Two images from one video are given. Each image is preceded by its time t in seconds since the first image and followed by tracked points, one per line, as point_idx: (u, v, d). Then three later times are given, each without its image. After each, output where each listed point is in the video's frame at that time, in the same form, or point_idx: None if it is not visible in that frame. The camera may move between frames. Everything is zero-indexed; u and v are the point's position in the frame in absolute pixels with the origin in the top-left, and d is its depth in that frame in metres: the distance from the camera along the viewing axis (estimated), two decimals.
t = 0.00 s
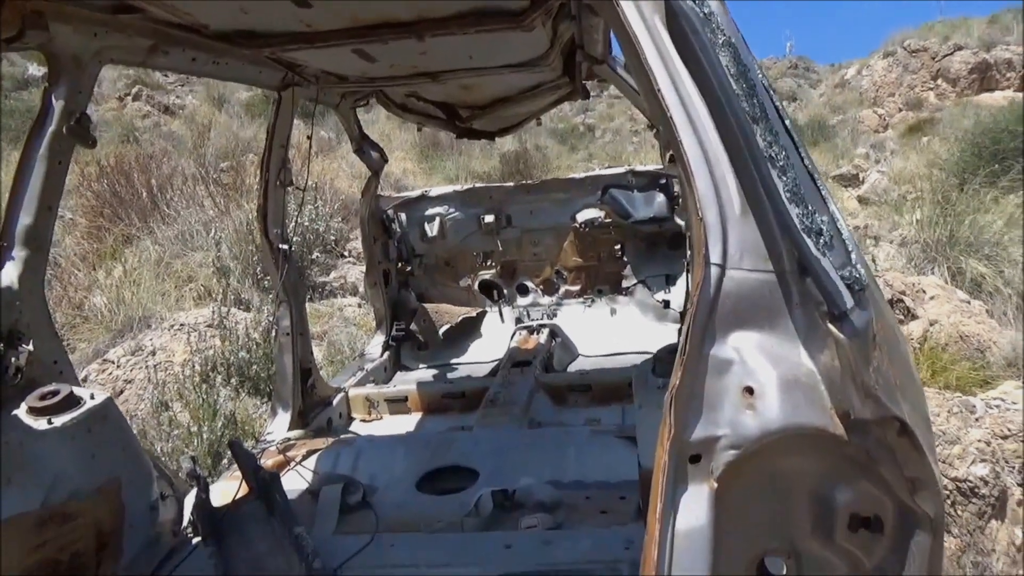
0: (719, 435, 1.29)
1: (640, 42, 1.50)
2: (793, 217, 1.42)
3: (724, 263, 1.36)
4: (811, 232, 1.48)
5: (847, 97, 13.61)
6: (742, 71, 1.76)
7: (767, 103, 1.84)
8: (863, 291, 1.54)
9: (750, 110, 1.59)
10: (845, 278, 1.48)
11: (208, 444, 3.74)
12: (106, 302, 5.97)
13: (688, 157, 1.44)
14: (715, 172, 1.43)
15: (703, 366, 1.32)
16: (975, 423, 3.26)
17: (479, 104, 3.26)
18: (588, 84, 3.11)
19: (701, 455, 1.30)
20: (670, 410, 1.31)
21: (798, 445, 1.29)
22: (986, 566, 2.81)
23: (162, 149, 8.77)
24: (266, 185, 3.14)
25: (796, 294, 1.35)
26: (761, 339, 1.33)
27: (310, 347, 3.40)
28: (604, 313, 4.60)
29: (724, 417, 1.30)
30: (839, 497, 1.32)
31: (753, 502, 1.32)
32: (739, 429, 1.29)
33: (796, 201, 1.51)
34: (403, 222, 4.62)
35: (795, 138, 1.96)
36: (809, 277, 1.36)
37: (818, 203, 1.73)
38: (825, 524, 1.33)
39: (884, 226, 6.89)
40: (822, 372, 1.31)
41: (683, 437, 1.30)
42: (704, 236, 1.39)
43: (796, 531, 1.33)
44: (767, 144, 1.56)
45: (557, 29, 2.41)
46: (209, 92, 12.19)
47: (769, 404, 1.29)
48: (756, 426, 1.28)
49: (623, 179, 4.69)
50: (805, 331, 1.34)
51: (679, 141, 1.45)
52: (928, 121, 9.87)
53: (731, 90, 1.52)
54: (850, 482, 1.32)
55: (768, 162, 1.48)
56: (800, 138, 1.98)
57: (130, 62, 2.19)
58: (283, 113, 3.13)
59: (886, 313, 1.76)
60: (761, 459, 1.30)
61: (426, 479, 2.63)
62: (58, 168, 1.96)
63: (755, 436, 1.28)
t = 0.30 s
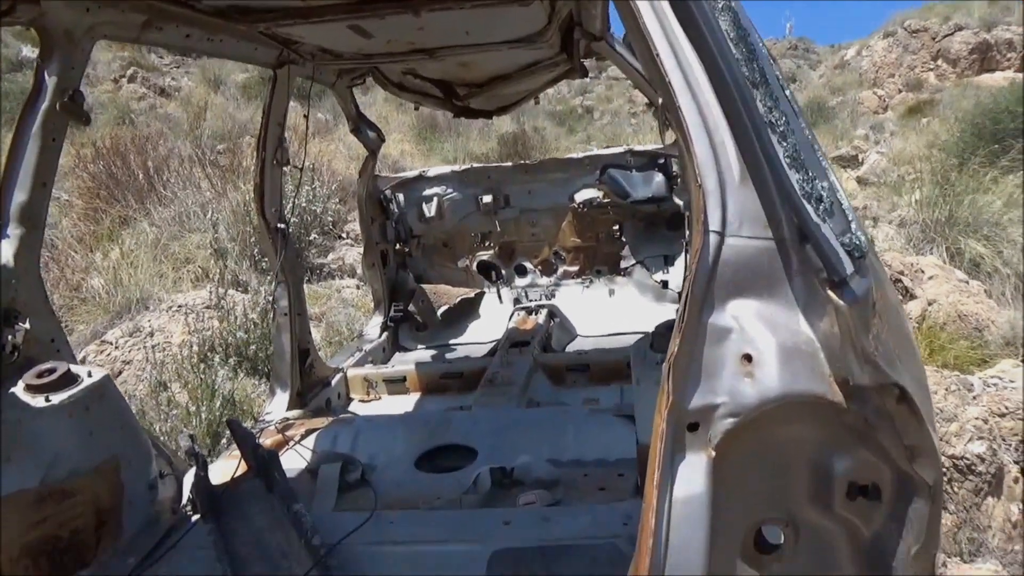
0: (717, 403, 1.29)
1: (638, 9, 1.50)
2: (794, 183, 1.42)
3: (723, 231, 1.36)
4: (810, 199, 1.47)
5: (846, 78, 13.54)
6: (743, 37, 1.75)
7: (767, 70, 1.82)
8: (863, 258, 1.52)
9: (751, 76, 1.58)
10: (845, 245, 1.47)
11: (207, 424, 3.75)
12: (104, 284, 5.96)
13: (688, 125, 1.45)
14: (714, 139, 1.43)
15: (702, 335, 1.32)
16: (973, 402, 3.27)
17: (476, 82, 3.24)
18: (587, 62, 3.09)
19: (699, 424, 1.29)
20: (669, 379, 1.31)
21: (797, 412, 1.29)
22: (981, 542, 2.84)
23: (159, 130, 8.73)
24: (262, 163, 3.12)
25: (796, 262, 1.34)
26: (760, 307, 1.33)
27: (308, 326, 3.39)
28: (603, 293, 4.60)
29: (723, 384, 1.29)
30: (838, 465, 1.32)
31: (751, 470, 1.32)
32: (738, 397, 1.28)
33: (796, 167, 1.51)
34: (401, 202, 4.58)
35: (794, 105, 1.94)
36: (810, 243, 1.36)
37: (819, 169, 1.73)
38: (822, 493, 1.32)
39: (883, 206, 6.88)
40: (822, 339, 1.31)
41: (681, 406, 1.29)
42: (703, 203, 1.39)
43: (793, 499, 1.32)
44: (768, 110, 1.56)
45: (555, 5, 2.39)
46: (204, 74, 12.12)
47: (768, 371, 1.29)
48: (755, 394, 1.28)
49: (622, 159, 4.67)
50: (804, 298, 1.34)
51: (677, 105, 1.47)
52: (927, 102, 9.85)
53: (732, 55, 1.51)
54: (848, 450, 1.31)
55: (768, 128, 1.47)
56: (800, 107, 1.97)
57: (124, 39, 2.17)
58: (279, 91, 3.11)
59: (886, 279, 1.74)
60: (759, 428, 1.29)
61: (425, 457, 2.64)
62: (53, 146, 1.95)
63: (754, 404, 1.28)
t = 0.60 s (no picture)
0: (717, 379, 1.29)
1: None
2: (795, 157, 1.41)
3: (723, 206, 1.35)
4: (812, 172, 1.46)
5: (847, 63, 13.47)
6: (745, 9, 1.74)
7: (770, 43, 1.81)
8: (865, 233, 1.52)
9: (752, 50, 1.57)
10: (847, 220, 1.46)
11: (207, 408, 3.76)
12: (103, 270, 5.96)
13: (689, 100, 1.44)
14: (715, 114, 1.42)
15: (702, 311, 1.32)
16: (972, 385, 3.28)
17: (474, 65, 3.23)
18: (586, 45, 3.08)
19: (699, 399, 1.30)
20: (669, 355, 1.31)
21: (797, 388, 1.29)
22: (979, 524, 2.86)
23: (157, 115, 8.70)
24: (261, 147, 3.11)
25: (797, 238, 1.34)
26: (761, 282, 1.33)
27: (308, 310, 3.39)
28: (603, 278, 4.60)
29: (723, 360, 1.30)
30: (838, 441, 1.32)
31: (752, 446, 1.32)
32: (738, 372, 1.28)
33: (797, 141, 1.50)
34: (400, 186, 4.54)
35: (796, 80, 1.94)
36: (811, 218, 1.35)
37: (820, 143, 1.72)
38: (823, 469, 1.33)
39: (883, 191, 6.86)
40: (823, 315, 1.31)
41: (681, 381, 1.30)
42: (704, 179, 1.39)
43: (793, 475, 1.33)
44: (770, 84, 1.55)
45: None
46: (202, 59, 12.06)
47: (768, 346, 1.29)
48: (755, 369, 1.28)
49: (621, 143, 4.66)
50: (805, 274, 1.34)
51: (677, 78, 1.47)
52: (928, 88, 9.82)
53: (733, 28, 1.50)
54: (848, 425, 1.32)
55: (770, 102, 1.46)
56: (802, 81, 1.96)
57: (121, 20, 2.15)
58: (276, 75, 3.09)
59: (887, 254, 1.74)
60: (759, 403, 1.30)
61: (425, 439, 2.65)
62: (49, 128, 1.95)
63: (754, 380, 1.28)
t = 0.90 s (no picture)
0: (721, 353, 1.28)
1: None
2: (802, 130, 1.40)
3: (729, 179, 1.35)
4: (818, 145, 1.46)
5: (849, 47, 13.39)
6: None
7: (776, 14, 1.80)
8: (871, 207, 1.51)
9: (759, 21, 1.55)
10: (854, 192, 1.47)
11: (208, 390, 3.76)
12: (103, 253, 5.95)
13: (694, 72, 1.43)
14: (721, 86, 1.41)
15: (706, 285, 1.31)
16: (972, 366, 3.29)
17: (475, 46, 3.21)
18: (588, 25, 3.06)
19: (703, 373, 1.29)
20: (674, 328, 1.30)
21: (803, 363, 1.28)
22: (979, 505, 2.88)
23: (154, 99, 8.67)
24: (260, 129, 3.09)
25: (802, 212, 1.34)
26: (765, 257, 1.32)
27: (308, 293, 3.38)
28: (604, 262, 4.59)
29: (728, 334, 1.29)
30: (842, 416, 1.32)
31: (756, 422, 1.31)
32: (743, 346, 1.28)
33: (803, 113, 1.49)
34: (400, 170, 4.52)
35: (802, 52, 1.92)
36: (818, 191, 1.35)
37: (827, 116, 1.72)
38: (826, 444, 1.32)
39: (884, 175, 6.85)
40: (828, 290, 1.30)
41: (686, 355, 1.29)
42: (709, 153, 1.38)
43: (797, 451, 1.32)
44: (776, 56, 1.53)
45: None
46: (200, 42, 11.99)
47: (773, 320, 1.28)
48: (760, 343, 1.28)
49: (622, 126, 4.64)
50: (811, 249, 1.33)
51: (681, 47, 1.45)
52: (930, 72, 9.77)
53: None
54: (853, 400, 1.31)
55: (776, 74, 1.44)
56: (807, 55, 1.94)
57: None
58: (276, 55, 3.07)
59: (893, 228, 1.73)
60: (764, 379, 1.29)
61: (427, 421, 2.66)
62: (48, 108, 1.94)
63: (760, 354, 1.27)
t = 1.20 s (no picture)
0: (726, 335, 1.27)
1: None
2: (808, 108, 1.38)
3: (734, 159, 1.32)
4: (824, 124, 1.44)
5: (851, 35, 13.34)
6: None
7: None
8: (876, 187, 1.49)
9: None
10: (860, 172, 1.45)
11: (208, 374, 3.77)
12: (102, 239, 5.94)
13: (699, 48, 1.40)
14: (725, 61, 1.38)
15: (711, 266, 1.29)
16: (972, 354, 3.29)
17: (476, 30, 3.19)
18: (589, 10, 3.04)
19: (706, 355, 1.27)
20: (677, 309, 1.28)
21: (808, 344, 1.28)
22: (978, 492, 2.91)
23: (153, 85, 8.64)
24: (260, 114, 3.07)
25: (808, 192, 1.33)
26: (771, 238, 1.31)
27: (308, 279, 3.38)
28: (604, 249, 4.59)
29: (732, 316, 1.27)
30: (845, 399, 1.33)
31: (760, 403, 1.31)
32: (747, 327, 1.27)
33: (810, 92, 1.48)
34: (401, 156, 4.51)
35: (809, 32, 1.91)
36: (824, 170, 1.34)
37: (833, 96, 1.70)
38: (829, 426, 1.33)
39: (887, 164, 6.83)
40: (834, 272, 1.30)
41: (690, 337, 1.26)
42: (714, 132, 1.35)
43: (800, 433, 1.32)
44: (784, 35, 1.53)
45: None
46: (199, 28, 11.93)
47: (778, 301, 1.28)
48: (764, 324, 1.27)
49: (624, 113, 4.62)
50: (816, 230, 1.33)
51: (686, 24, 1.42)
52: (933, 61, 9.73)
53: None
54: (856, 382, 1.32)
55: (782, 52, 1.43)
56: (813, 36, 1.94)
57: None
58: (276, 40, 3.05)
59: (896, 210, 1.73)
60: (769, 360, 1.28)
61: (427, 407, 2.66)
62: (46, 91, 1.92)
63: (764, 335, 1.26)
